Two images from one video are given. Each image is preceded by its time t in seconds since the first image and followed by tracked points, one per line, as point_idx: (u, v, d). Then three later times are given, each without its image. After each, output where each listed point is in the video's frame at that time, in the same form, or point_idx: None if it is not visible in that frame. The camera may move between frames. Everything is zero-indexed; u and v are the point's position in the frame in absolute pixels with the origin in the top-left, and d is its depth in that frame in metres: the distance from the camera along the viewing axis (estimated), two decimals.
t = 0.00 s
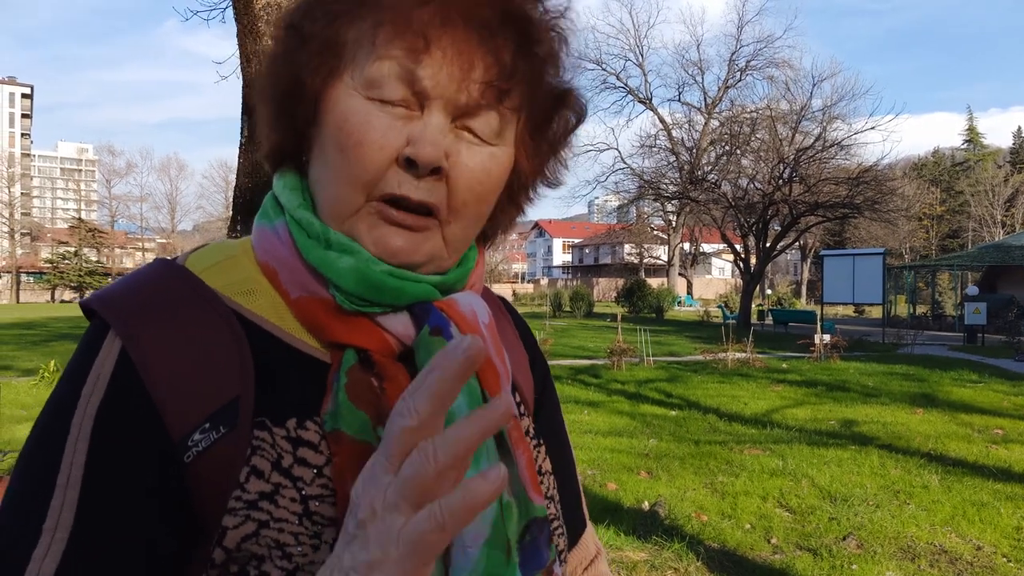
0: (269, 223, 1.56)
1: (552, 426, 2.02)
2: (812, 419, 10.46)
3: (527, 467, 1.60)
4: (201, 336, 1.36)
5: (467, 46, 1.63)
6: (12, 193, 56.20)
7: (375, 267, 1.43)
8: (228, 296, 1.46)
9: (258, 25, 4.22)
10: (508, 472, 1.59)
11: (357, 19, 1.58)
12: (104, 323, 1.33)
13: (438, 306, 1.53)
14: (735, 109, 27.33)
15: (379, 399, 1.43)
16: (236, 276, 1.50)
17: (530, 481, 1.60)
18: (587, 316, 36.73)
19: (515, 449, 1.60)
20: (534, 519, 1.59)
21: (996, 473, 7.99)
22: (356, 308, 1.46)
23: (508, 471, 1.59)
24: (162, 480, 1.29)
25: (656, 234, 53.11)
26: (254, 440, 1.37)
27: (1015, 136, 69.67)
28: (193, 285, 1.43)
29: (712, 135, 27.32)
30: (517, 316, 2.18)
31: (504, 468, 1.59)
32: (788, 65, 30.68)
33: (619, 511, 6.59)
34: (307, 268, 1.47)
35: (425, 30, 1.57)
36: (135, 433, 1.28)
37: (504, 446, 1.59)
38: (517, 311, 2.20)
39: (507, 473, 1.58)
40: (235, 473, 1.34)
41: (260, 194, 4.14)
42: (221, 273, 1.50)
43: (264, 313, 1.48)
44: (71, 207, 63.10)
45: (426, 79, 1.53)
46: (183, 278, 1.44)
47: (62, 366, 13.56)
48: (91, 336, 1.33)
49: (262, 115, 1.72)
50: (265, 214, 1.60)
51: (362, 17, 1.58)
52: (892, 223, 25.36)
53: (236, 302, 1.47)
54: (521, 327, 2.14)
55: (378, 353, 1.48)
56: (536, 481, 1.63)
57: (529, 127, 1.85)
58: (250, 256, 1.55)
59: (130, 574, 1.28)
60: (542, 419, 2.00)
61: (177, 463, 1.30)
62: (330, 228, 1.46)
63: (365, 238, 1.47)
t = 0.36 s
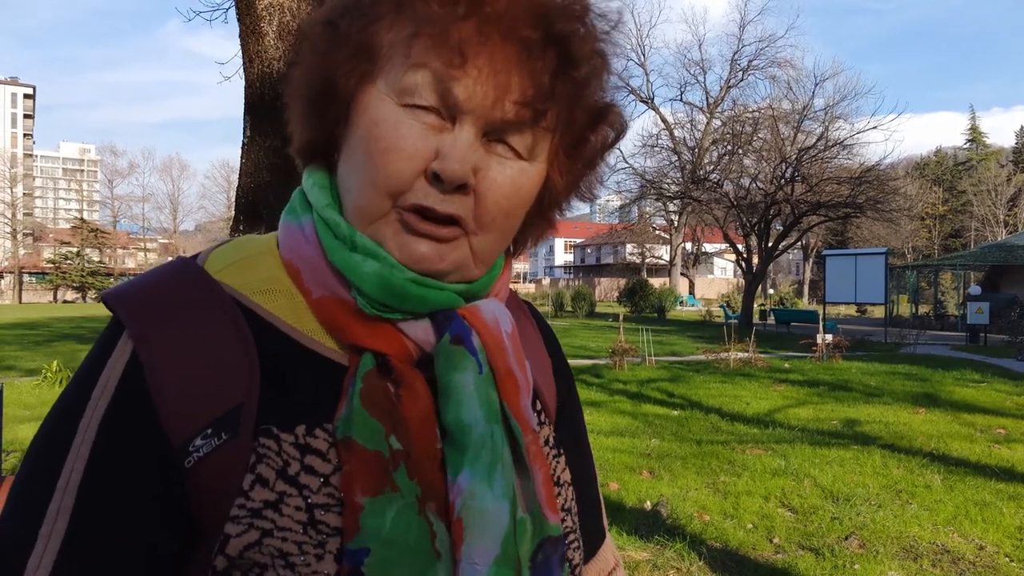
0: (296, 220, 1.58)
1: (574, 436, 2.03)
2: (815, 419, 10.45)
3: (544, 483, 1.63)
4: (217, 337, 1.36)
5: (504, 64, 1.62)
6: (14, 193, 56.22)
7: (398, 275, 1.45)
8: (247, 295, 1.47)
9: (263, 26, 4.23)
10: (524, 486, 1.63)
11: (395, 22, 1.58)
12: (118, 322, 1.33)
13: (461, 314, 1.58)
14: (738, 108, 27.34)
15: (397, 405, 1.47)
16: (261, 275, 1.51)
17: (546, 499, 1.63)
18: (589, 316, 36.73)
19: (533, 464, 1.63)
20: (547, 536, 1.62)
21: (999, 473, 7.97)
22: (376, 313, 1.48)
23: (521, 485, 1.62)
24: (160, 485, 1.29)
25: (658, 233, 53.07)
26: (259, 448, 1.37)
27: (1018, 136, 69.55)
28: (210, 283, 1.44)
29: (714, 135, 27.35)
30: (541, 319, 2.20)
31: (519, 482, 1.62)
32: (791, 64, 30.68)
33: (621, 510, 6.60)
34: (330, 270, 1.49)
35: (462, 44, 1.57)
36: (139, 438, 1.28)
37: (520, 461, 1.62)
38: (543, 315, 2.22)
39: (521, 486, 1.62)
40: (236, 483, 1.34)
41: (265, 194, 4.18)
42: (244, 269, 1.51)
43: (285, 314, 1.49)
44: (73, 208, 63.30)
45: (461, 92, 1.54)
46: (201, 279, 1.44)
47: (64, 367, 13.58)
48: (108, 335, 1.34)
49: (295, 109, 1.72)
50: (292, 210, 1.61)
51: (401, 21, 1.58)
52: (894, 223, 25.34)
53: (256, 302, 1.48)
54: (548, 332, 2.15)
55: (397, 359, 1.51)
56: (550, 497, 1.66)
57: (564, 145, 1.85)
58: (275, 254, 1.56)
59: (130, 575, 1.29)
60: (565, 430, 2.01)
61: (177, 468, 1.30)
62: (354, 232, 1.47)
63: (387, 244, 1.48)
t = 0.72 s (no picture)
0: (305, 229, 1.60)
1: (579, 455, 2.05)
2: (815, 420, 10.44)
3: (539, 512, 1.65)
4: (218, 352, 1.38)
5: (514, 76, 1.63)
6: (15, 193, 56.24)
7: (401, 291, 1.46)
8: (250, 304, 1.49)
9: (262, 30, 4.26)
10: (520, 515, 1.64)
11: (405, 29, 1.60)
12: (122, 329, 1.35)
13: (466, 333, 1.59)
14: (739, 108, 27.34)
15: (394, 424, 1.48)
16: (266, 286, 1.53)
17: (540, 528, 1.65)
18: (590, 316, 36.74)
19: (529, 493, 1.64)
20: (539, 566, 1.63)
21: (998, 474, 7.97)
22: (378, 329, 1.50)
23: (518, 514, 1.63)
24: (153, 498, 1.31)
25: (660, 234, 53.02)
26: (252, 465, 1.40)
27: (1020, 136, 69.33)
28: (215, 293, 1.46)
29: (715, 135, 27.35)
30: (552, 331, 2.22)
31: (515, 510, 1.63)
32: (792, 64, 30.66)
33: (620, 511, 6.62)
34: (335, 284, 1.51)
35: (470, 55, 1.58)
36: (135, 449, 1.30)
37: (519, 489, 1.64)
38: (555, 328, 2.24)
39: (517, 515, 1.64)
40: (228, 499, 1.36)
41: (265, 197, 4.22)
42: (249, 279, 1.53)
43: (290, 328, 1.51)
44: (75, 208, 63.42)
45: (467, 104, 1.55)
46: (206, 287, 1.46)
47: (64, 368, 13.61)
48: (110, 343, 1.36)
49: (307, 117, 1.74)
50: (302, 218, 1.63)
51: (411, 30, 1.60)
52: (895, 223, 25.33)
53: (262, 315, 1.50)
54: (559, 346, 2.18)
55: (397, 376, 1.52)
56: (544, 527, 1.67)
57: (577, 155, 1.86)
58: (283, 262, 1.59)
59: None
60: (569, 448, 2.03)
61: (171, 483, 1.32)
62: (361, 246, 1.49)
63: (392, 260, 1.49)
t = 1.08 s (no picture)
0: (309, 240, 1.62)
1: (583, 465, 2.08)
2: (814, 420, 10.46)
3: (538, 531, 1.68)
4: (219, 365, 1.40)
5: (517, 88, 1.64)
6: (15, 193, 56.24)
7: (403, 304, 1.48)
8: (253, 315, 1.52)
9: (261, 32, 4.28)
10: (519, 531, 1.66)
11: (409, 41, 1.62)
12: (124, 341, 1.37)
13: (468, 346, 1.61)
14: (739, 109, 27.35)
15: (392, 440, 1.50)
16: (268, 297, 1.55)
17: (537, 546, 1.67)
18: (590, 316, 36.77)
19: (527, 510, 1.66)
20: None
21: (996, 475, 7.99)
22: (380, 341, 1.51)
23: (517, 532, 1.65)
24: (153, 508, 1.34)
25: (660, 234, 53.04)
26: (250, 478, 1.43)
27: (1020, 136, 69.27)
28: (217, 304, 1.47)
29: (715, 135, 27.37)
30: (558, 339, 2.24)
31: (514, 527, 1.65)
32: (792, 64, 30.67)
33: (620, 511, 6.65)
34: (338, 295, 1.53)
35: (473, 66, 1.60)
36: (136, 461, 1.33)
37: (517, 505, 1.66)
38: (560, 335, 2.26)
39: (515, 533, 1.65)
40: (226, 510, 1.39)
41: (263, 199, 4.24)
42: (250, 290, 1.55)
43: (293, 340, 1.53)
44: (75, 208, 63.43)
45: (470, 116, 1.57)
46: (208, 298, 1.48)
47: (65, 368, 13.64)
48: (112, 353, 1.38)
49: (311, 127, 1.76)
50: (307, 227, 1.65)
51: (414, 40, 1.62)
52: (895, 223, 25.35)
53: (264, 326, 1.52)
54: (564, 354, 2.20)
55: (398, 389, 1.54)
56: (542, 545, 1.69)
57: (581, 164, 1.88)
58: (288, 272, 1.61)
59: None
60: (571, 458, 2.06)
61: (170, 494, 1.35)
62: (363, 257, 1.51)
63: (396, 271, 1.51)
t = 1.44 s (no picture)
0: (309, 240, 1.61)
1: (581, 463, 2.07)
2: (816, 421, 10.43)
3: (543, 520, 1.66)
4: (222, 364, 1.39)
5: (520, 79, 1.65)
6: (14, 193, 56.21)
7: (407, 298, 1.47)
8: (257, 314, 1.51)
9: (261, 32, 4.28)
10: (524, 522, 1.64)
11: (410, 39, 1.62)
12: (127, 340, 1.36)
13: (471, 341, 1.60)
14: (740, 108, 27.24)
15: (397, 435, 1.49)
16: (270, 295, 1.54)
17: (543, 535, 1.66)
18: (592, 316, 36.73)
19: (532, 502, 1.65)
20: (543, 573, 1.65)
21: (998, 475, 7.96)
22: (386, 337, 1.51)
23: (523, 521, 1.63)
24: (160, 505, 1.34)
25: (661, 233, 52.96)
26: (256, 474, 1.42)
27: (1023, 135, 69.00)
28: (219, 304, 1.46)
29: (716, 134, 27.34)
30: (554, 338, 2.24)
31: (519, 517, 1.63)
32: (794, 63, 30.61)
33: (621, 511, 6.65)
34: (342, 292, 1.52)
35: (477, 56, 1.60)
36: (141, 462, 1.32)
37: (522, 496, 1.64)
38: (558, 333, 2.25)
39: (521, 523, 1.63)
40: (233, 505, 1.38)
41: (262, 198, 4.24)
42: (253, 289, 1.54)
43: (296, 337, 1.52)
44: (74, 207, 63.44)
45: (476, 108, 1.58)
46: (211, 297, 1.47)
47: (64, 369, 13.62)
48: (116, 351, 1.37)
49: (308, 129, 1.75)
50: (307, 227, 1.64)
51: (416, 38, 1.62)
52: (898, 222, 25.28)
53: (267, 324, 1.51)
54: (561, 351, 2.19)
55: (404, 384, 1.53)
56: (547, 535, 1.68)
57: (579, 154, 1.87)
58: (289, 272, 1.59)
59: None
60: (572, 454, 2.06)
61: (177, 490, 1.34)
62: (368, 253, 1.50)
63: (401, 267, 1.50)
